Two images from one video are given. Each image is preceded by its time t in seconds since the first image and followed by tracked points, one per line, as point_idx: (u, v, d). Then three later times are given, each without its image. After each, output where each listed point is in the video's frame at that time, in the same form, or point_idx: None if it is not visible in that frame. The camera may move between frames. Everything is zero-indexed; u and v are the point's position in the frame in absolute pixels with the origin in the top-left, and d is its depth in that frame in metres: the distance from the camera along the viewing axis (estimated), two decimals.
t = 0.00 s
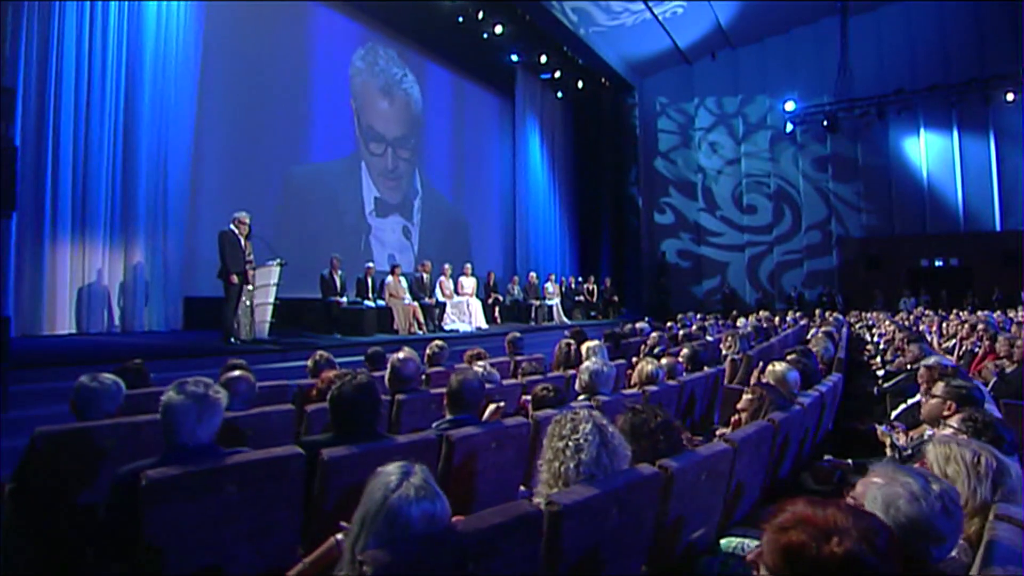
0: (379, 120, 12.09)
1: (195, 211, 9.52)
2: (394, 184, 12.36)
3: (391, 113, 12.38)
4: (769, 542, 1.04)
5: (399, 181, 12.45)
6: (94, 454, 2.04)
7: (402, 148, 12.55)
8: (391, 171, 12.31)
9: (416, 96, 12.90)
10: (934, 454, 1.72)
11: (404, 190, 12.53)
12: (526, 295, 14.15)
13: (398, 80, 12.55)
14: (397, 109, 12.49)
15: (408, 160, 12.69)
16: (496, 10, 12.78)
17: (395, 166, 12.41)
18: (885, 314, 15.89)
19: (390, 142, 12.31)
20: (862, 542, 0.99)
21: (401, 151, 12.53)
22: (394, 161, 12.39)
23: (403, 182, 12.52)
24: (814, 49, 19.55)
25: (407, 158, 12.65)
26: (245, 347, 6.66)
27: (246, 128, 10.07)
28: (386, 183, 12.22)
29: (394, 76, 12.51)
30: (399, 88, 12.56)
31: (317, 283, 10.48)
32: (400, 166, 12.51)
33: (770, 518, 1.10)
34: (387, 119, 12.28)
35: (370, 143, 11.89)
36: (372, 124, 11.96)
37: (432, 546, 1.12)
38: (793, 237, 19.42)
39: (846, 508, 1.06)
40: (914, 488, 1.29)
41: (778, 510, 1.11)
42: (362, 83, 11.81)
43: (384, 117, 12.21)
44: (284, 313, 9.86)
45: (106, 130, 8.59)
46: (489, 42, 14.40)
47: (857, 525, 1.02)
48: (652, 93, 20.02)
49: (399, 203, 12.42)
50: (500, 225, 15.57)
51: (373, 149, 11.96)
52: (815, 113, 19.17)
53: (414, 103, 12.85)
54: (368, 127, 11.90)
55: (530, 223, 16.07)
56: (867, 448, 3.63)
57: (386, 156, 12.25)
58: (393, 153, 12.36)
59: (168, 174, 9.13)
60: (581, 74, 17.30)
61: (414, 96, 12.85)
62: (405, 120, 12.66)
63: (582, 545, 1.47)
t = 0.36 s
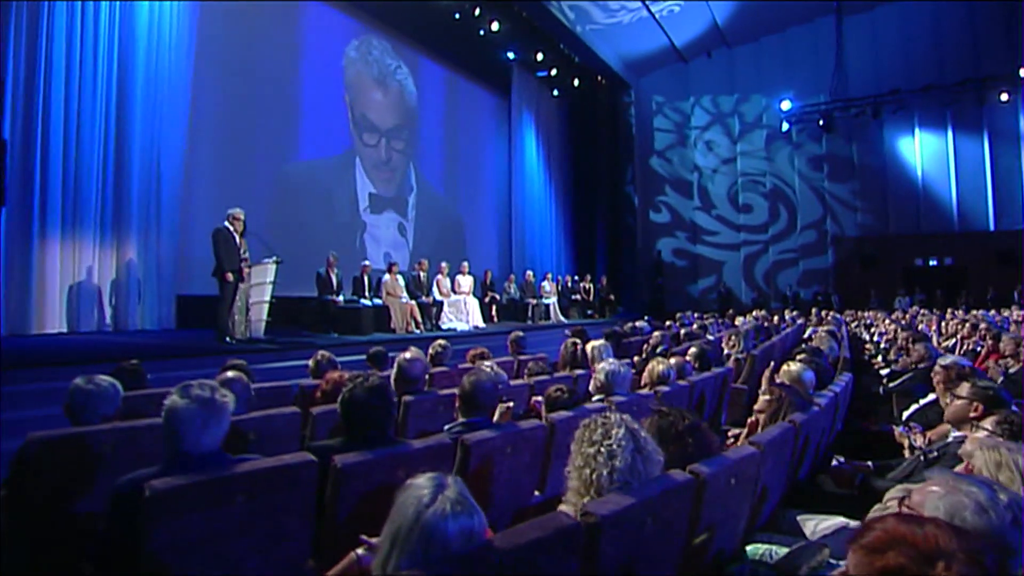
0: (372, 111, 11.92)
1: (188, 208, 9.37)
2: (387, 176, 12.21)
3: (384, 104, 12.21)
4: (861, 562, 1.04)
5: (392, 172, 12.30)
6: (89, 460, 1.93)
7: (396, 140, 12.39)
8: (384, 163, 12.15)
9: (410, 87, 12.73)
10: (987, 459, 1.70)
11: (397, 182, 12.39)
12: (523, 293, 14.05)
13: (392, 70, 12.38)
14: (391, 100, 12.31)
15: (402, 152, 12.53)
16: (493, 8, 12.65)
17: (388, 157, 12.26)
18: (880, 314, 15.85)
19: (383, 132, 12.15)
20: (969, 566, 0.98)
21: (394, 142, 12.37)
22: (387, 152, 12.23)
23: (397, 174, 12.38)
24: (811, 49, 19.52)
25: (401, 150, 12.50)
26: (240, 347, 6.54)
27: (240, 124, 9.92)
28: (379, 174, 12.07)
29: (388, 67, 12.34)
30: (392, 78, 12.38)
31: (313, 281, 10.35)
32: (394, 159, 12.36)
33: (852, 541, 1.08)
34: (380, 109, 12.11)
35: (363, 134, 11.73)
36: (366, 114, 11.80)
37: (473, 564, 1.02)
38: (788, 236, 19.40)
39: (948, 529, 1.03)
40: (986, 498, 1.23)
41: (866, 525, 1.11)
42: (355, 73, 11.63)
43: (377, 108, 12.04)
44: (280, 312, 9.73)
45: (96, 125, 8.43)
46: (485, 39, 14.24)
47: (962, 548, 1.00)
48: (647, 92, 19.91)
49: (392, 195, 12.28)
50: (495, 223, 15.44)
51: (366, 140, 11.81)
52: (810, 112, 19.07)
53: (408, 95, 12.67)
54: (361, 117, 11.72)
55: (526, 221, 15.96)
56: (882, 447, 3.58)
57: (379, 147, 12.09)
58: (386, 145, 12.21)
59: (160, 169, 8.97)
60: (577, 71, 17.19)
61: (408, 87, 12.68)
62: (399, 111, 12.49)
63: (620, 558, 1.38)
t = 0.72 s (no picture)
0: (363, 66, 11.73)
1: (179, 207, 9.21)
2: (371, 136, 11.85)
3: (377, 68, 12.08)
4: None
5: (376, 134, 11.95)
6: (85, 469, 1.83)
7: (383, 100, 12.13)
8: (368, 119, 11.82)
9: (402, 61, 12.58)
10: None
11: (381, 143, 12.04)
12: (517, 294, 13.98)
13: (387, 42, 12.33)
14: (382, 64, 12.15)
15: (388, 114, 12.23)
16: (488, 7, 12.55)
17: (373, 116, 11.95)
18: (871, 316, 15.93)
19: (371, 87, 11.90)
20: None
21: (381, 103, 12.11)
22: (373, 109, 11.92)
23: (381, 135, 12.03)
24: (803, 52, 19.60)
25: (387, 112, 12.20)
26: (234, 349, 6.43)
27: (233, 121, 9.77)
28: (362, 132, 11.69)
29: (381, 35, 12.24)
30: (383, 45, 12.25)
31: (307, 282, 10.20)
32: (380, 118, 12.05)
33: (954, 558, 1.40)
34: (372, 68, 11.95)
35: (350, 85, 11.46)
36: (357, 69, 11.62)
37: None
38: (781, 238, 19.46)
39: None
40: None
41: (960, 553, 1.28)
42: (350, 36, 11.55)
43: (370, 68, 11.89)
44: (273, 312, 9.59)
45: (86, 122, 8.26)
46: (479, 38, 14.14)
47: None
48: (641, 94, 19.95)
49: (374, 156, 11.88)
50: (488, 223, 15.33)
51: (353, 92, 11.52)
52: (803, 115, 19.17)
53: (399, 65, 12.51)
54: (350, 71, 11.50)
55: (520, 222, 15.89)
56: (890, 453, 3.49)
57: (366, 102, 11.79)
58: (373, 101, 11.93)
59: (151, 167, 8.81)
60: (572, 72, 17.16)
61: (399, 59, 12.54)
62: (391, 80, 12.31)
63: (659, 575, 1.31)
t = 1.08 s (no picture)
0: (359, 61, 11.60)
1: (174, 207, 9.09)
2: (365, 129, 11.63)
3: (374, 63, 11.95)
4: None
5: (370, 127, 11.74)
6: (82, 479, 1.73)
7: (377, 93, 11.93)
8: (362, 111, 11.61)
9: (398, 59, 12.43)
10: None
11: (374, 136, 11.82)
12: (515, 296, 13.91)
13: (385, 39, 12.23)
14: (377, 58, 11.99)
15: (382, 107, 12.02)
16: (485, 7, 12.48)
17: (367, 108, 11.74)
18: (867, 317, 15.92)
19: (366, 80, 11.73)
20: None
21: (376, 96, 11.91)
22: (367, 102, 11.72)
23: (374, 128, 11.81)
24: (799, 54, 19.63)
25: (382, 105, 12.00)
26: (231, 351, 6.33)
27: (229, 120, 9.65)
28: (355, 124, 11.47)
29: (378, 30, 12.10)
30: (379, 41, 12.10)
31: (304, 283, 10.08)
32: (373, 111, 11.84)
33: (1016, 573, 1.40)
34: (368, 61, 11.80)
35: (344, 76, 11.28)
36: (353, 62, 11.48)
37: None
38: (778, 240, 19.42)
39: None
40: None
41: None
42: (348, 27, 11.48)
43: (367, 63, 11.75)
44: (270, 314, 9.47)
45: (78, 121, 8.14)
46: (477, 39, 14.08)
47: None
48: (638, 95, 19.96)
49: (367, 148, 11.66)
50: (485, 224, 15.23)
51: (347, 84, 11.34)
52: (799, 117, 19.19)
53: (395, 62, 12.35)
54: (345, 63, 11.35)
55: (517, 223, 15.79)
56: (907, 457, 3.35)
57: (360, 95, 11.60)
58: (367, 93, 11.73)
59: (146, 167, 8.69)
60: (568, 73, 17.13)
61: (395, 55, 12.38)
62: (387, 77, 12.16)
63: None
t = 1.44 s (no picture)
0: (358, 63, 11.43)
1: (173, 206, 8.99)
2: (365, 132, 11.53)
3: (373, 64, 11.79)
4: None
5: (370, 130, 11.62)
6: (85, 488, 1.64)
7: (376, 94, 11.79)
8: (362, 115, 11.49)
9: (397, 56, 12.25)
10: None
11: (376, 140, 11.73)
12: (518, 295, 13.80)
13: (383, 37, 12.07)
14: (377, 60, 11.84)
15: (382, 109, 11.90)
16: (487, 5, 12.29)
17: (367, 111, 11.62)
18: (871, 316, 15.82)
19: (365, 83, 11.57)
20: None
21: (375, 99, 11.77)
22: (367, 106, 11.59)
23: (376, 132, 11.72)
24: (801, 52, 19.51)
25: (382, 108, 11.87)
26: (234, 352, 6.23)
27: (229, 119, 9.55)
28: (356, 129, 11.37)
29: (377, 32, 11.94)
30: (377, 41, 11.93)
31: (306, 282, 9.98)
32: (373, 113, 11.72)
33: None
34: (366, 62, 11.63)
35: (343, 80, 11.14)
36: (351, 65, 11.32)
37: None
38: (780, 239, 19.32)
39: None
40: None
41: None
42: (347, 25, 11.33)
43: (365, 64, 11.60)
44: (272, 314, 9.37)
45: (77, 118, 8.03)
46: (478, 36, 13.93)
47: None
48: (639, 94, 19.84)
49: (369, 152, 11.59)
50: (486, 223, 15.11)
51: (347, 88, 11.20)
52: (801, 115, 19.07)
53: (394, 63, 12.19)
54: (344, 66, 11.19)
55: (517, 221, 15.69)
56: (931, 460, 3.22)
57: (359, 99, 11.46)
58: (367, 96, 11.60)
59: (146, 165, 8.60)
60: (570, 72, 17.02)
61: (394, 55, 12.21)
62: (387, 75, 12.02)
63: None
